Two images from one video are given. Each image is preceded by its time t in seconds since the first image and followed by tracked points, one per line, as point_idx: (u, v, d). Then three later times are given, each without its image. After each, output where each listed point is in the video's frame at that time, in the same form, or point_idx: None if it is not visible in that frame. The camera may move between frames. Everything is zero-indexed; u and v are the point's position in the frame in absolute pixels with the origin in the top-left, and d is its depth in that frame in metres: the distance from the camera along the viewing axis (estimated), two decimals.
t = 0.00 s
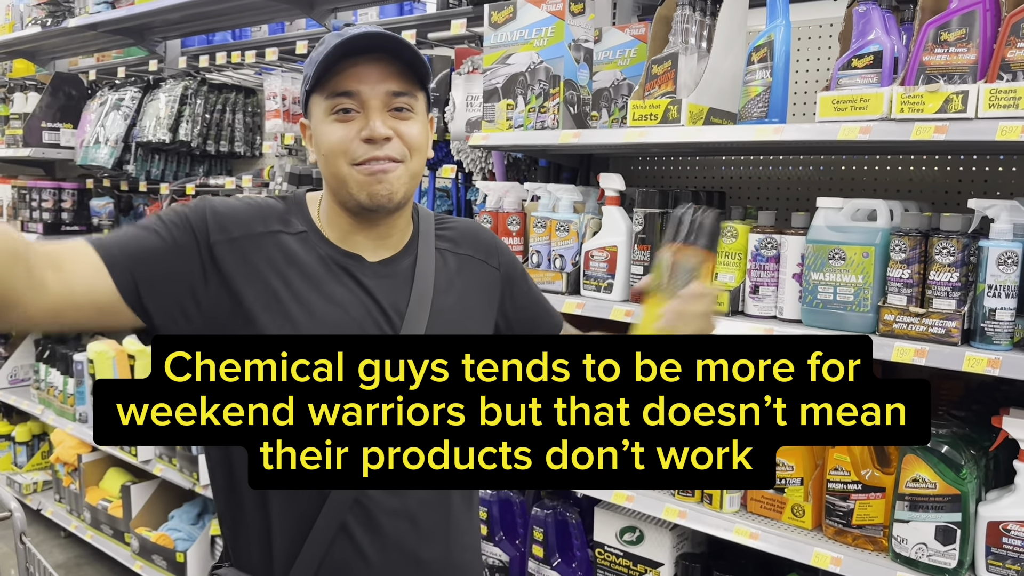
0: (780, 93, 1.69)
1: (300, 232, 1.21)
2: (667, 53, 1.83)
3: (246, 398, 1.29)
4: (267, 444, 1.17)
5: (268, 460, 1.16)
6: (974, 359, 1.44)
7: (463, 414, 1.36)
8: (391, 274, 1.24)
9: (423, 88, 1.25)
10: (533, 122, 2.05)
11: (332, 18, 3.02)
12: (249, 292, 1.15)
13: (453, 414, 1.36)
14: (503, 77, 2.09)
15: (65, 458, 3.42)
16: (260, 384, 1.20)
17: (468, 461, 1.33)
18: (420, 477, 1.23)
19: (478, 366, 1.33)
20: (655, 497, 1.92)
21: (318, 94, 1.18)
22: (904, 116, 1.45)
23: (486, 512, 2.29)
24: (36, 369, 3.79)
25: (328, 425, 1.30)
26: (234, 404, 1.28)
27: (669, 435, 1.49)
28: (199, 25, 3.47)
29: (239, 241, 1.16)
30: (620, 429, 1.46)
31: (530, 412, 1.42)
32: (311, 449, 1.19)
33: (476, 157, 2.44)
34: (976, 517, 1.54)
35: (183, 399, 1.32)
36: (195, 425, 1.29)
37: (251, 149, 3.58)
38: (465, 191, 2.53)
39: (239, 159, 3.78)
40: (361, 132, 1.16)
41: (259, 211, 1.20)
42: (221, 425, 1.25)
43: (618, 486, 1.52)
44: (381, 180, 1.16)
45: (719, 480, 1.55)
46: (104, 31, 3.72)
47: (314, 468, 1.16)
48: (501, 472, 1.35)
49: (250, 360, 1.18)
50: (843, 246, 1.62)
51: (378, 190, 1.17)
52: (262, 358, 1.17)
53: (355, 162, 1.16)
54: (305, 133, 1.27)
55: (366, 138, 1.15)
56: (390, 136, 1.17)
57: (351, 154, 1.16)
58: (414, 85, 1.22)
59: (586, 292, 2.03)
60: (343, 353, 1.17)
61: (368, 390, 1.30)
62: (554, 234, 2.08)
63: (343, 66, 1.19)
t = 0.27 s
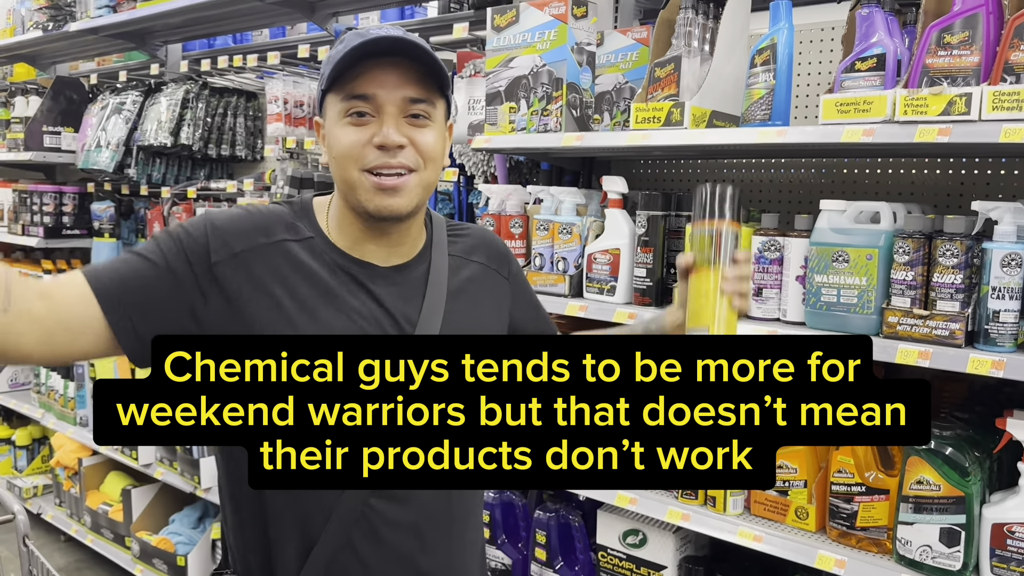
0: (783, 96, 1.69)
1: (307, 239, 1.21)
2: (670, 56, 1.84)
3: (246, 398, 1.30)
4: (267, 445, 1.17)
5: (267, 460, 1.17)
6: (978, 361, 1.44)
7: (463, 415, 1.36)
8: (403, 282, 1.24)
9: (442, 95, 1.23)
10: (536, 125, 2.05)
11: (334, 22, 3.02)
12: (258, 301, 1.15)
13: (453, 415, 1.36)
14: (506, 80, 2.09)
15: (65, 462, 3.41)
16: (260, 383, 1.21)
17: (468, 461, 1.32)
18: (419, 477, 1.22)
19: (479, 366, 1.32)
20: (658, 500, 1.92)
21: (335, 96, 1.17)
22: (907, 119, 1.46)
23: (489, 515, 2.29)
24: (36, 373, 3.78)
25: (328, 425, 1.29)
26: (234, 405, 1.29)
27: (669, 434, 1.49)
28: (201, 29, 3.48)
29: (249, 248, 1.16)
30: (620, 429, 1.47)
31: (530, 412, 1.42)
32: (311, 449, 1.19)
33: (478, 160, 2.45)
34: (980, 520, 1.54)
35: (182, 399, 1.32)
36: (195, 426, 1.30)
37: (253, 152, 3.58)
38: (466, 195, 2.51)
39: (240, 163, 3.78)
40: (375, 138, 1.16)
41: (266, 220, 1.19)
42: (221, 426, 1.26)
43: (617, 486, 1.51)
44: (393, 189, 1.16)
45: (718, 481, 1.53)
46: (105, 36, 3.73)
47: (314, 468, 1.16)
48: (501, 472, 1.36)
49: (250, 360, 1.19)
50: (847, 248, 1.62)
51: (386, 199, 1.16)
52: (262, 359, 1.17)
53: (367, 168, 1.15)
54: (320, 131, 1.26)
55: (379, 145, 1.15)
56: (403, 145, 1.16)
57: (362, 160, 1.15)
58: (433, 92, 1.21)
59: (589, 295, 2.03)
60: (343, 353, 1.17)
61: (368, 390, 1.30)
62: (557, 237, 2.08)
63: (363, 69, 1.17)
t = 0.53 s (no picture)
0: (783, 98, 1.70)
1: (307, 259, 1.22)
2: (670, 59, 1.84)
3: (246, 398, 1.30)
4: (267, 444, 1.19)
5: (267, 460, 1.18)
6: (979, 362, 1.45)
7: (463, 414, 1.37)
8: (407, 287, 1.25)
9: (442, 96, 1.24)
10: (536, 128, 2.05)
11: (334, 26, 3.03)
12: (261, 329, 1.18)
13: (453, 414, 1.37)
14: (506, 83, 2.10)
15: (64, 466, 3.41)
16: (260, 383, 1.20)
17: (468, 461, 1.31)
18: (420, 477, 1.21)
19: (478, 366, 1.31)
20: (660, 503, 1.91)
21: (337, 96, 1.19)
22: (908, 121, 1.46)
23: (489, 519, 2.28)
24: (35, 376, 3.77)
25: (328, 425, 1.29)
26: (234, 404, 1.29)
27: (670, 435, 1.57)
28: (200, 33, 3.48)
29: (250, 269, 1.19)
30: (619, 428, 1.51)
31: (530, 412, 1.45)
32: (311, 448, 1.19)
33: (478, 163, 2.46)
34: (982, 522, 1.54)
35: (183, 398, 1.30)
36: (195, 426, 1.30)
37: (252, 156, 3.58)
38: (466, 198, 2.52)
39: (240, 166, 3.79)
40: (375, 139, 1.18)
41: (264, 245, 1.21)
42: (221, 425, 1.27)
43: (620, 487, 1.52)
44: (393, 189, 1.17)
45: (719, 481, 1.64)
46: (105, 39, 3.73)
47: (314, 468, 1.16)
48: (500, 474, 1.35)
49: (251, 360, 1.19)
50: (848, 250, 1.62)
51: (386, 199, 1.18)
52: (262, 358, 1.17)
53: (366, 168, 1.17)
54: (323, 130, 1.28)
55: (379, 146, 1.17)
56: (402, 145, 1.18)
57: (362, 159, 1.17)
58: (433, 94, 1.22)
59: (589, 297, 2.03)
60: (343, 353, 1.19)
61: (368, 390, 1.30)
62: (557, 240, 2.08)
63: (364, 70, 1.19)
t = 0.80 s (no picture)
0: (782, 101, 1.70)
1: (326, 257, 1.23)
2: (668, 62, 1.85)
3: (246, 398, 1.33)
4: (267, 443, 1.20)
5: (268, 460, 1.19)
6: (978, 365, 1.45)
7: (463, 414, 1.41)
8: (421, 285, 1.26)
9: (446, 97, 1.24)
10: (535, 130, 2.06)
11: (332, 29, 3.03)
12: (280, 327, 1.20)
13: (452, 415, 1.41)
14: (505, 86, 2.10)
15: (62, 469, 3.41)
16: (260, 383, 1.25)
17: (468, 462, 1.31)
18: (420, 477, 1.24)
19: (479, 365, 1.33)
20: (658, 505, 1.91)
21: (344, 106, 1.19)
22: (906, 124, 1.46)
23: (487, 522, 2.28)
24: (32, 380, 3.76)
25: (328, 425, 1.31)
26: (234, 405, 1.31)
27: (670, 434, 1.68)
28: (198, 36, 3.48)
29: (271, 272, 1.21)
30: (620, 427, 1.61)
31: (530, 412, 1.50)
32: (311, 448, 1.21)
33: (477, 166, 2.47)
34: (980, 524, 1.54)
35: (182, 399, 1.36)
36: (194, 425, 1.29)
37: (250, 159, 3.58)
38: (465, 201, 2.50)
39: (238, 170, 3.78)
40: (384, 144, 1.17)
41: (284, 245, 1.22)
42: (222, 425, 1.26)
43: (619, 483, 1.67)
44: (406, 191, 1.18)
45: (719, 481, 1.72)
46: (102, 42, 3.72)
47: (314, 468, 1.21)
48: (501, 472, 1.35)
49: (251, 360, 1.23)
50: (846, 253, 1.62)
51: (400, 201, 1.18)
52: (263, 359, 1.21)
53: (379, 173, 1.17)
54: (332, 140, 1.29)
55: (389, 151, 1.16)
56: (412, 148, 1.17)
57: (374, 165, 1.17)
58: (438, 96, 1.21)
59: (588, 300, 2.03)
60: (343, 353, 1.19)
61: (368, 390, 1.33)
62: (556, 242, 2.08)
63: (368, 79, 1.19)
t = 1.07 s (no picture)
0: (779, 103, 1.71)
1: (352, 255, 1.26)
2: (666, 64, 1.85)
3: (246, 399, 1.38)
4: (267, 444, 1.25)
5: (267, 460, 1.24)
6: (976, 367, 1.45)
7: (463, 414, 1.40)
8: (440, 286, 1.27)
9: (476, 105, 1.23)
10: (532, 132, 2.06)
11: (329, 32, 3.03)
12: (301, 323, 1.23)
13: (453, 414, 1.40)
14: (502, 88, 2.11)
15: (59, 472, 3.40)
16: (260, 382, 1.31)
17: (467, 461, 1.33)
18: (420, 477, 1.25)
19: (478, 366, 1.32)
20: (656, 507, 1.91)
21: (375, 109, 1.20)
22: (903, 125, 1.47)
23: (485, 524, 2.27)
24: (29, 383, 3.75)
25: (328, 425, 1.34)
26: (234, 405, 1.36)
27: (669, 434, 1.64)
28: (196, 38, 3.48)
29: (297, 267, 1.24)
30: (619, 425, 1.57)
31: (530, 412, 1.48)
32: (312, 448, 1.28)
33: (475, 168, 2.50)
34: (977, 524, 1.54)
35: (182, 399, 1.42)
36: (194, 426, 1.37)
37: (248, 161, 3.58)
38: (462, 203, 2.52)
39: (236, 172, 3.78)
40: (411, 147, 1.17)
41: (314, 242, 1.26)
42: (221, 425, 1.33)
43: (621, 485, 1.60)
44: (428, 192, 1.17)
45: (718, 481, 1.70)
46: (100, 45, 3.72)
47: (314, 468, 1.25)
48: (499, 472, 1.36)
49: (251, 360, 1.29)
50: (843, 254, 1.63)
51: (422, 203, 1.18)
52: (263, 359, 1.26)
53: (404, 175, 1.17)
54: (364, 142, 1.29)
55: (415, 152, 1.16)
56: (437, 151, 1.17)
57: (400, 167, 1.17)
58: (466, 104, 1.21)
59: (586, 301, 2.03)
60: (343, 353, 1.21)
61: (368, 391, 1.36)
62: (554, 244, 2.08)
63: (399, 83, 1.19)
